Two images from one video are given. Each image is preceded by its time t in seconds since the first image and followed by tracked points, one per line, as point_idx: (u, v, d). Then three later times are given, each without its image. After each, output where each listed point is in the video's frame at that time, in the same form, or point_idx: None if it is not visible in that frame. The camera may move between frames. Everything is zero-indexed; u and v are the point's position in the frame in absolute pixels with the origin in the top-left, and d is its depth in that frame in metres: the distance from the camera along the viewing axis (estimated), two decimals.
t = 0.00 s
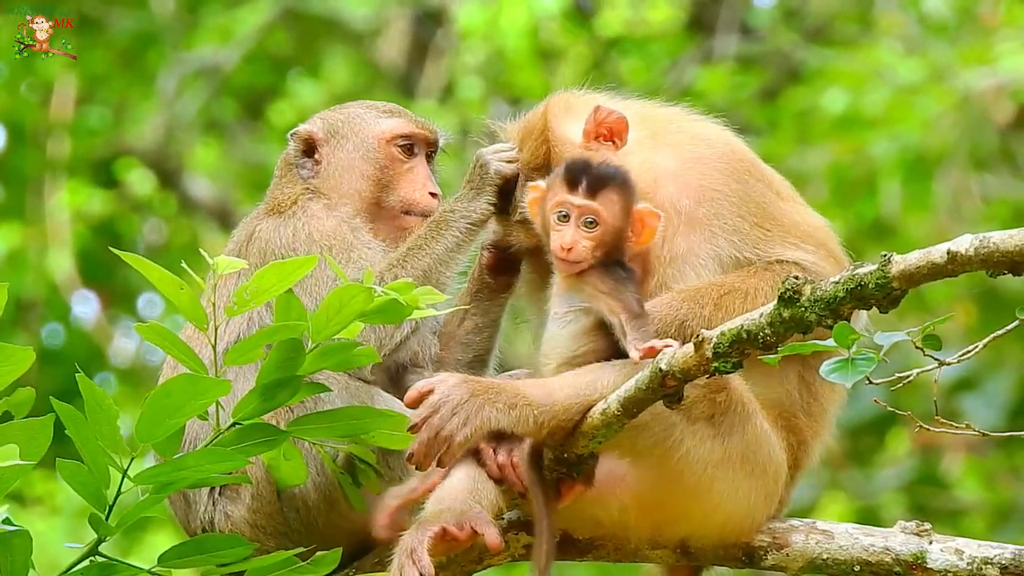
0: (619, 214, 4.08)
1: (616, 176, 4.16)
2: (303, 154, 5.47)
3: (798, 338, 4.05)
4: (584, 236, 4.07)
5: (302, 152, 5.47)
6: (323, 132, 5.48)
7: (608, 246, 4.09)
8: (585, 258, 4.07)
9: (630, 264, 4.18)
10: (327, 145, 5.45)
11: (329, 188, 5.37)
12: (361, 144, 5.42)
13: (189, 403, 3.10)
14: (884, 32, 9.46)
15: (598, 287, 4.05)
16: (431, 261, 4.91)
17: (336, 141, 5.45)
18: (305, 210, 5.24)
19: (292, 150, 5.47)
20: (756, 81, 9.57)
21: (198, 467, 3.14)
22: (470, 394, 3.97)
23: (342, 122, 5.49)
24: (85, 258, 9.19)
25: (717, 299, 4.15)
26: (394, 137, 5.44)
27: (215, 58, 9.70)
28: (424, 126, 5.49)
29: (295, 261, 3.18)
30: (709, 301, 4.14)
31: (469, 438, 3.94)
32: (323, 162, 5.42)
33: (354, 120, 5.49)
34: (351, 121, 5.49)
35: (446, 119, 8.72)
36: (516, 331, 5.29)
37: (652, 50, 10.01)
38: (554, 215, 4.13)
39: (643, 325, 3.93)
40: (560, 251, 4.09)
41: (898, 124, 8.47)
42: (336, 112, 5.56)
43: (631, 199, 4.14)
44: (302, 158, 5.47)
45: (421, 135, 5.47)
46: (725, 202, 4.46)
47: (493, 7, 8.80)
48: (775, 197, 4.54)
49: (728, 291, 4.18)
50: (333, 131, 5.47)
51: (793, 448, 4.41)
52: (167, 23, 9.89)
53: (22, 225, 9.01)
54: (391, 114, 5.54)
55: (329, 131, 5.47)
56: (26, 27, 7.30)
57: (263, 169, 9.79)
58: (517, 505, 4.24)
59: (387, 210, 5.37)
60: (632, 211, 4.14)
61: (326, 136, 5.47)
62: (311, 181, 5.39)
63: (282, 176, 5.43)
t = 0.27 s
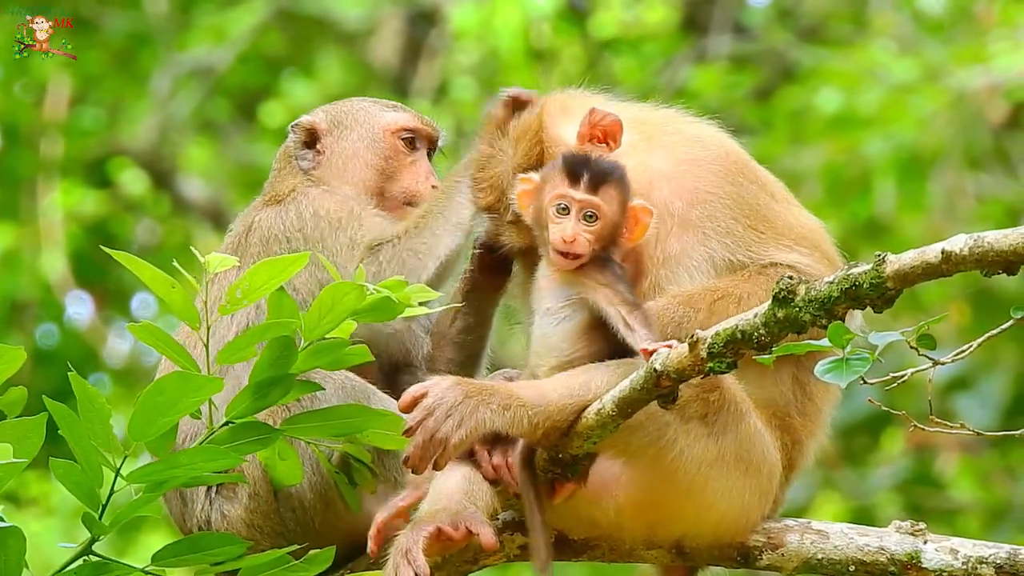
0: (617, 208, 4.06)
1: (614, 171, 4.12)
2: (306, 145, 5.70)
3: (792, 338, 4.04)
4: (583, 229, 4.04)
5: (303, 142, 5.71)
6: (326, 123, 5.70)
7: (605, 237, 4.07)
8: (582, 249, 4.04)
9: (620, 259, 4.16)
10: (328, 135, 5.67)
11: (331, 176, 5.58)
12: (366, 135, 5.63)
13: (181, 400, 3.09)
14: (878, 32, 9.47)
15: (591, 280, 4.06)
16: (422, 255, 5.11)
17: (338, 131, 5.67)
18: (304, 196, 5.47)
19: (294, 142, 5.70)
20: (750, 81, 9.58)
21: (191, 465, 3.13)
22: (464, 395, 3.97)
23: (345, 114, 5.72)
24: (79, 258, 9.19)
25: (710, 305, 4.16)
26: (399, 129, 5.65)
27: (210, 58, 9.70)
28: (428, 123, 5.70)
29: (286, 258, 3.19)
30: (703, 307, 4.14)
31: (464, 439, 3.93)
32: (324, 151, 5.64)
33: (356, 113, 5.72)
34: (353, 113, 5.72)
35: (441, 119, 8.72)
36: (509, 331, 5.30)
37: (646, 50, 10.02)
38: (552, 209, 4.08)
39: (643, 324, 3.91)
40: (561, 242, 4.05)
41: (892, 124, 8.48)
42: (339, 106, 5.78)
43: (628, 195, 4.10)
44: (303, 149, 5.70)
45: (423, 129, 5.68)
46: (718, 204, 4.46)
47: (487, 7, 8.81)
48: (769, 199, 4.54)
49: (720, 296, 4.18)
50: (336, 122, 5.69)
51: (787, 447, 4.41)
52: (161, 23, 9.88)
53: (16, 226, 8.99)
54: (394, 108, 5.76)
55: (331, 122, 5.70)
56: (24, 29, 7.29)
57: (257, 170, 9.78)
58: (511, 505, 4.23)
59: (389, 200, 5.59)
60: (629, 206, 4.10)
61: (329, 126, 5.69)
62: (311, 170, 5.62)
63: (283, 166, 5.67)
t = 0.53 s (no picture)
0: (627, 218, 4.02)
1: (620, 177, 4.06)
2: (314, 143, 5.63)
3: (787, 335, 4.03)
4: (593, 246, 4.00)
5: (312, 140, 5.63)
6: (333, 121, 5.64)
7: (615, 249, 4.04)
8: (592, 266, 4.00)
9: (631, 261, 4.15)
10: (336, 131, 5.60)
11: (340, 172, 5.48)
12: (372, 128, 5.55)
13: (178, 400, 3.09)
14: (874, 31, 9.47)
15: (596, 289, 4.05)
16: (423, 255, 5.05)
17: (345, 126, 5.60)
18: (314, 193, 5.38)
19: (302, 141, 5.63)
20: (746, 80, 9.59)
21: (188, 465, 3.13)
22: (457, 395, 3.97)
23: (350, 109, 5.65)
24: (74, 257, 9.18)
25: (704, 296, 4.15)
26: (405, 120, 5.57)
27: (205, 57, 9.70)
28: (434, 113, 5.61)
29: (283, 259, 3.17)
30: (695, 297, 4.15)
31: (459, 439, 3.93)
32: (332, 148, 5.56)
33: (362, 107, 5.65)
34: (359, 108, 5.64)
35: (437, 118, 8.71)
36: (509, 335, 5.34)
37: (642, 49, 10.03)
38: (561, 226, 4.03)
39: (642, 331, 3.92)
40: (573, 262, 3.99)
41: (888, 123, 8.48)
42: (344, 102, 5.72)
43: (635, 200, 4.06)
44: (311, 147, 5.62)
45: (430, 120, 5.59)
46: (714, 202, 4.46)
47: (483, 6, 8.80)
48: (764, 198, 4.53)
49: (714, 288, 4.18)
50: (342, 119, 5.63)
51: (783, 447, 4.41)
52: (156, 22, 9.87)
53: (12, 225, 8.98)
54: (401, 100, 5.68)
55: (337, 119, 5.63)
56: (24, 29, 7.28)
57: (253, 169, 9.77)
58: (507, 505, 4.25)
59: (399, 192, 5.46)
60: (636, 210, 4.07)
61: (335, 123, 5.63)
62: (321, 168, 5.53)
63: (292, 166, 5.58)
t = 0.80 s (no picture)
0: (604, 223, 3.97)
1: (601, 182, 4.00)
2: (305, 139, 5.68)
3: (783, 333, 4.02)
4: (568, 250, 3.95)
5: (303, 138, 5.69)
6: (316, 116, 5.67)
7: (593, 253, 4.00)
8: (569, 269, 3.95)
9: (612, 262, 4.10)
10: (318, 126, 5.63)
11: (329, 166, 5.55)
12: (348, 116, 5.57)
13: (177, 401, 3.08)
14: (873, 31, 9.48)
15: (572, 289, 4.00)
16: (422, 255, 5.08)
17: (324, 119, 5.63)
18: (309, 191, 5.45)
19: (297, 139, 5.70)
20: (745, 79, 9.59)
21: (186, 464, 3.13)
22: (454, 391, 3.97)
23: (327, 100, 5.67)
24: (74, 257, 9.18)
25: (709, 301, 4.14)
26: (378, 102, 5.58)
27: (205, 57, 9.70)
28: (408, 88, 5.60)
29: (282, 257, 3.17)
30: (701, 303, 4.13)
31: (456, 434, 3.92)
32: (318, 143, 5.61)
33: (337, 96, 5.66)
34: (334, 97, 5.66)
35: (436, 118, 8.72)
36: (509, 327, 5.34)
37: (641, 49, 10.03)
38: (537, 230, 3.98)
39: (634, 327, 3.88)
40: (547, 267, 3.95)
41: (887, 121, 8.48)
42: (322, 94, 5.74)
43: (615, 205, 4.01)
44: (306, 144, 5.70)
45: (403, 96, 5.59)
46: (714, 200, 4.46)
47: (482, 6, 8.81)
48: (764, 196, 4.52)
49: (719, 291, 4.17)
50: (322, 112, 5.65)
51: (780, 444, 4.41)
52: (156, 21, 9.87)
53: (11, 225, 8.98)
54: (375, 81, 5.67)
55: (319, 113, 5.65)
56: (24, 30, 7.29)
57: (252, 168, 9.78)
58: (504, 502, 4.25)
59: (381, 172, 5.48)
60: (615, 215, 4.03)
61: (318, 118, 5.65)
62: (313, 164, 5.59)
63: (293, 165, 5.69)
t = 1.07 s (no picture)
0: (556, 227, 4.11)
1: (550, 187, 4.15)
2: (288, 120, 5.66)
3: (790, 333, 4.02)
4: (523, 257, 4.10)
5: (286, 118, 5.66)
6: (301, 97, 5.67)
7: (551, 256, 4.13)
8: (528, 274, 4.11)
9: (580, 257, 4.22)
10: (304, 108, 5.63)
11: (312, 151, 5.54)
12: (332, 100, 5.59)
13: (172, 390, 3.08)
14: (872, 26, 9.49)
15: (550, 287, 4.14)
16: (415, 247, 5.03)
17: (311, 102, 5.63)
18: (293, 180, 5.43)
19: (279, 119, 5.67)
20: (744, 75, 9.59)
21: (183, 456, 3.13)
22: (459, 390, 3.95)
23: (315, 82, 5.67)
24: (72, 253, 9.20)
25: (700, 302, 4.14)
26: (364, 88, 5.59)
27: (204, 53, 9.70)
28: (394, 74, 5.60)
29: (274, 246, 3.18)
30: (691, 306, 4.13)
31: (461, 433, 3.90)
32: (304, 126, 5.59)
33: (325, 78, 5.66)
34: (322, 80, 5.66)
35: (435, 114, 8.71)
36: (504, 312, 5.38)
37: (639, 45, 10.04)
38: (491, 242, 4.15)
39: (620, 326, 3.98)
40: (503, 277, 4.12)
41: (886, 116, 8.49)
42: (312, 75, 5.73)
43: (564, 208, 4.15)
44: (289, 125, 5.65)
45: (390, 82, 5.58)
46: (704, 200, 4.47)
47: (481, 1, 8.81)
48: (758, 192, 4.52)
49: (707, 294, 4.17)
50: (308, 94, 5.65)
51: (781, 441, 4.41)
52: (154, 18, 9.87)
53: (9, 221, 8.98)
54: (362, 66, 5.68)
55: (304, 96, 5.66)
56: (23, 27, 7.29)
57: (251, 165, 9.77)
58: (505, 500, 4.22)
59: (365, 160, 5.48)
60: (568, 217, 4.15)
61: (303, 99, 5.66)
62: (297, 149, 5.57)
63: (275, 146, 5.65)
